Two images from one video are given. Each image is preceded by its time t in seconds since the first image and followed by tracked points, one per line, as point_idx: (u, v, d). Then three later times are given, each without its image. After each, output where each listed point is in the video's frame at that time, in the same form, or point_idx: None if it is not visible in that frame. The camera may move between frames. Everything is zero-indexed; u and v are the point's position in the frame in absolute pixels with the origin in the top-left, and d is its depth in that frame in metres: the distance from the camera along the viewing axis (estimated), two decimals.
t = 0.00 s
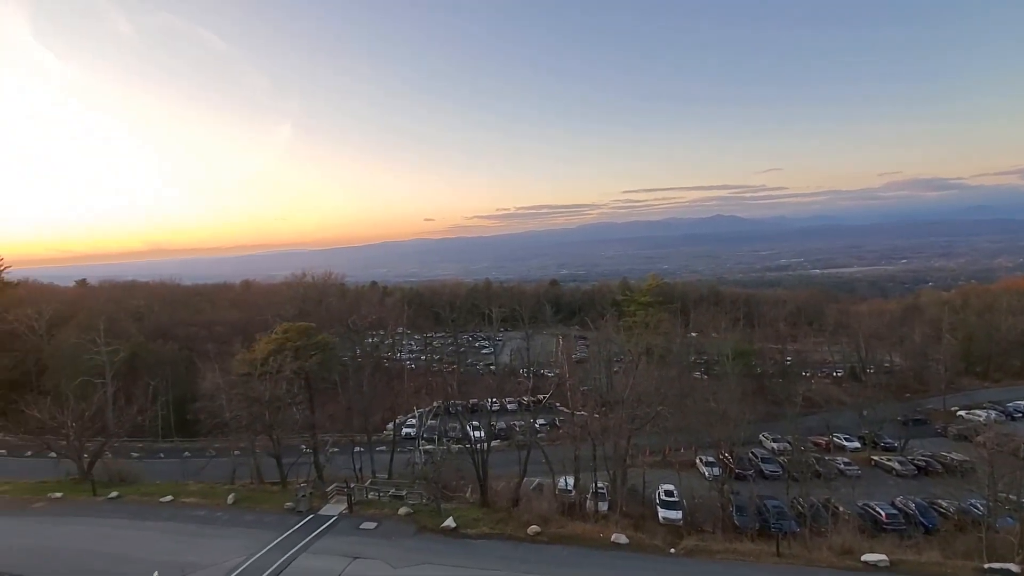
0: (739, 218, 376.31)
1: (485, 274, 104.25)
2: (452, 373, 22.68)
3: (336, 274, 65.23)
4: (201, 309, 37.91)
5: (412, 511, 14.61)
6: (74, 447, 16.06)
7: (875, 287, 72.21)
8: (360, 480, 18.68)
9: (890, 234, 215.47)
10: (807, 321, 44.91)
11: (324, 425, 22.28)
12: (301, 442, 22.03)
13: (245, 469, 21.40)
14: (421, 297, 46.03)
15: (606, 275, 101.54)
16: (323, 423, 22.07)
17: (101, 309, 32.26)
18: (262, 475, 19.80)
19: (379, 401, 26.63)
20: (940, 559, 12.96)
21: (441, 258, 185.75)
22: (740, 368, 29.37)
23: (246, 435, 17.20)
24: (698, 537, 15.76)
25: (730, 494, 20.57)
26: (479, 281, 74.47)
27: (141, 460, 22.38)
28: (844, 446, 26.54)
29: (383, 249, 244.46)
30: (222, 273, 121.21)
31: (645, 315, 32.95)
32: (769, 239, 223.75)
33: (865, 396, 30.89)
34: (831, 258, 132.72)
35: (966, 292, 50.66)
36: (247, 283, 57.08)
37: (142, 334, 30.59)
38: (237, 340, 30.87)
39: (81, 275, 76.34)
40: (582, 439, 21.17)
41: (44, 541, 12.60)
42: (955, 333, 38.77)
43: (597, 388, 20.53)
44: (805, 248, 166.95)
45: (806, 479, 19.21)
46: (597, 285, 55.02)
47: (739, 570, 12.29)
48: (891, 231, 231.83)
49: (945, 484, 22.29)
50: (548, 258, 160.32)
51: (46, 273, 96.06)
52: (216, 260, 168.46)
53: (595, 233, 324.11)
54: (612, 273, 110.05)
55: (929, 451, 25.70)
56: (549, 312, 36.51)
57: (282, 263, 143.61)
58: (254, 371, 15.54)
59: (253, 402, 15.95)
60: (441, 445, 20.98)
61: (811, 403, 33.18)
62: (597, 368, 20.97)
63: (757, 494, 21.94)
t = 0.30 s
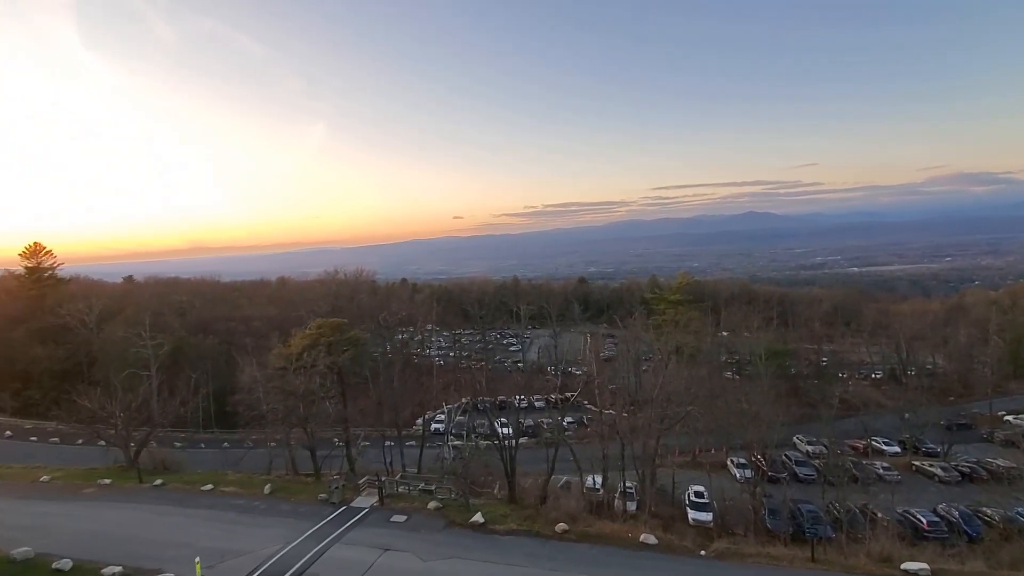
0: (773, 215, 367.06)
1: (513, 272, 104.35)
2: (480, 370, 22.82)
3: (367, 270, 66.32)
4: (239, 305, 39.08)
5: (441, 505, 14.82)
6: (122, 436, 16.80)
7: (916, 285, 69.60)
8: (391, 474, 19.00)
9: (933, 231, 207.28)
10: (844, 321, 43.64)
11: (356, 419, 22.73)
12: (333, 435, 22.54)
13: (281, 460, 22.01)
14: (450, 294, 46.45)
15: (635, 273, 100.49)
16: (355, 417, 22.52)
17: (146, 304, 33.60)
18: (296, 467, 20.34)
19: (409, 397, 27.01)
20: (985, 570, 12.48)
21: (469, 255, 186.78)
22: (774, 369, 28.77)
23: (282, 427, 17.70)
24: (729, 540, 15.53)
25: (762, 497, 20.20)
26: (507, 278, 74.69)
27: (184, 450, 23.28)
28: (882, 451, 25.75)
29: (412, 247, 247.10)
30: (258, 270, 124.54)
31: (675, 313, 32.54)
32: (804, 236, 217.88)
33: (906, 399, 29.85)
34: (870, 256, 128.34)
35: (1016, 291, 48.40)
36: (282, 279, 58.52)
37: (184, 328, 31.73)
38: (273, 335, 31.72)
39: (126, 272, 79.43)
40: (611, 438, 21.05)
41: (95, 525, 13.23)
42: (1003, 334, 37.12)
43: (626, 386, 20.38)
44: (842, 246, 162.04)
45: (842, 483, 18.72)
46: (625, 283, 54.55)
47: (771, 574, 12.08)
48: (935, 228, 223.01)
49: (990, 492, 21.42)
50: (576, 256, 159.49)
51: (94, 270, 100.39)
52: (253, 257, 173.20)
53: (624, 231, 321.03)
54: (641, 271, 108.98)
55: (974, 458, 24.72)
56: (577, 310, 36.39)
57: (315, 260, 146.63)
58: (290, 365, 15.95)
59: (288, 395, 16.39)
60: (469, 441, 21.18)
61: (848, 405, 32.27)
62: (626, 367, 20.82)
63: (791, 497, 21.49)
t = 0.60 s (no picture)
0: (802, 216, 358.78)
1: (535, 270, 104.29)
2: (501, 367, 22.90)
3: (391, 267, 67.00)
4: (268, 299, 39.97)
5: (461, 501, 14.95)
6: (156, 424, 17.37)
7: (952, 289, 67.37)
8: (413, 469, 19.23)
9: (972, 233, 200.27)
10: (875, 324, 42.55)
11: (379, 413, 23.07)
12: (357, 429, 22.91)
13: (306, 452, 22.45)
14: (473, 292, 46.68)
15: (659, 273, 99.53)
16: (378, 412, 22.84)
17: (179, 297, 34.58)
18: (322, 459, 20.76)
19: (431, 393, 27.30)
20: None
21: (493, 253, 187.57)
22: (800, 372, 28.24)
23: (308, 420, 18.07)
24: (752, 545, 15.30)
25: (787, 503, 19.85)
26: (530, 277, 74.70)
27: (214, 439, 23.94)
28: (914, 459, 25.06)
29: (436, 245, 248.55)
30: (285, 266, 126.79)
31: (699, 314, 32.16)
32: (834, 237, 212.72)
33: (938, 407, 28.98)
34: (904, 258, 124.51)
35: None
36: (309, 275, 59.58)
37: (215, 321, 32.58)
38: (300, 330, 32.35)
39: (161, 267, 81.85)
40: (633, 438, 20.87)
41: (130, 510, 13.71)
42: None
43: (648, 387, 20.22)
44: (873, 248, 157.91)
45: (870, 490, 18.28)
46: (649, 283, 54.06)
47: None
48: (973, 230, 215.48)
49: None
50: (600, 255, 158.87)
51: (130, 265, 103.72)
52: (280, 253, 176.50)
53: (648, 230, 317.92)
54: (665, 271, 107.84)
55: (1010, 468, 23.89)
56: (600, 310, 36.25)
57: (340, 257, 148.57)
58: (316, 359, 16.28)
59: (314, 389, 16.73)
60: (490, 438, 21.29)
61: (877, 411, 31.48)
62: (649, 367, 20.64)
63: (817, 504, 21.07)
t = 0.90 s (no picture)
0: (830, 217, 351.09)
1: (555, 269, 104.14)
2: (521, 366, 22.93)
3: (412, 265, 67.52)
4: (292, 295, 40.69)
5: (479, 498, 15.06)
6: (184, 415, 17.84)
7: (987, 294, 65.30)
8: (431, 465, 19.39)
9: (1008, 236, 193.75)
10: (904, 329, 41.49)
11: (399, 409, 23.33)
12: (378, 424, 23.21)
13: (328, 446, 22.81)
14: (494, 290, 46.83)
15: (681, 273, 98.56)
16: (398, 407, 23.08)
17: (207, 291, 35.42)
18: (343, 453, 21.08)
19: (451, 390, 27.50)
20: None
21: (513, 251, 187.72)
22: (825, 376, 27.72)
23: (330, 413, 18.36)
24: (772, 551, 15.08)
25: (810, 509, 19.49)
26: (550, 275, 74.62)
27: (239, 431, 24.50)
28: (942, 468, 24.42)
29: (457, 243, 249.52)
30: (309, 262, 128.52)
31: (721, 315, 31.80)
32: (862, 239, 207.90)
33: (969, 415, 28.17)
34: (936, 262, 121.05)
35: None
36: (332, 271, 60.39)
37: (242, 316, 33.27)
38: (323, 325, 32.85)
39: (190, 262, 83.81)
40: (652, 440, 20.69)
41: (159, 497, 14.12)
42: None
43: (668, 388, 20.02)
44: (903, 250, 153.94)
45: (897, 499, 17.85)
46: (670, 283, 53.55)
47: None
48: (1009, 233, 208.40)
49: None
50: (621, 254, 157.87)
51: (161, 259, 106.44)
52: (304, 250, 179.20)
53: (670, 230, 314.68)
54: (688, 271, 106.64)
55: None
56: (620, 309, 36.07)
57: (362, 254, 150.15)
58: (339, 354, 16.52)
59: (336, 383, 17.00)
60: (509, 436, 21.35)
61: (905, 418, 30.75)
62: (669, 369, 20.44)
63: (840, 511, 20.66)
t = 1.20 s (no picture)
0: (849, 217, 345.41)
1: (569, 269, 103.96)
2: (534, 365, 22.92)
3: (427, 263, 67.85)
4: (309, 291, 41.13)
5: (492, 496, 15.10)
6: (203, 409, 18.13)
7: (1012, 297, 63.82)
8: (444, 463, 19.47)
9: None
10: (925, 332, 40.71)
11: (413, 406, 23.47)
12: (392, 421, 23.38)
13: (343, 442, 23.03)
14: (508, 289, 46.86)
15: (696, 274, 97.80)
16: (412, 405, 23.24)
17: (226, 287, 35.95)
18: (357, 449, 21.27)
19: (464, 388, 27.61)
20: None
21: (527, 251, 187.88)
22: (843, 379, 27.32)
23: (345, 410, 18.54)
24: (787, 556, 14.89)
25: (827, 514, 19.23)
26: (564, 275, 74.52)
27: (256, 425, 24.86)
28: (963, 474, 23.94)
29: (471, 241, 250.00)
30: (324, 259, 129.84)
31: (737, 316, 31.50)
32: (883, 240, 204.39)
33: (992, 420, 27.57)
34: (959, 263, 118.52)
35: None
36: (348, 269, 60.91)
37: (260, 312, 33.73)
38: (339, 322, 33.15)
39: (211, 259, 85.12)
40: (666, 441, 20.55)
41: (177, 489, 14.37)
42: None
43: (682, 389, 19.87)
44: (924, 251, 151.12)
45: (916, 505, 17.53)
46: (685, 283, 53.16)
47: None
48: None
49: None
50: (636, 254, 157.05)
51: (181, 255, 108.21)
52: (320, 247, 180.83)
53: (686, 230, 312.17)
54: (703, 272, 105.75)
55: None
56: (634, 309, 35.88)
57: (376, 252, 151.06)
58: (354, 351, 16.66)
59: (351, 380, 17.15)
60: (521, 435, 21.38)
61: (925, 423, 30.19)
62: (683, 370, 20.28)
63: (857, 516, 20.35)
